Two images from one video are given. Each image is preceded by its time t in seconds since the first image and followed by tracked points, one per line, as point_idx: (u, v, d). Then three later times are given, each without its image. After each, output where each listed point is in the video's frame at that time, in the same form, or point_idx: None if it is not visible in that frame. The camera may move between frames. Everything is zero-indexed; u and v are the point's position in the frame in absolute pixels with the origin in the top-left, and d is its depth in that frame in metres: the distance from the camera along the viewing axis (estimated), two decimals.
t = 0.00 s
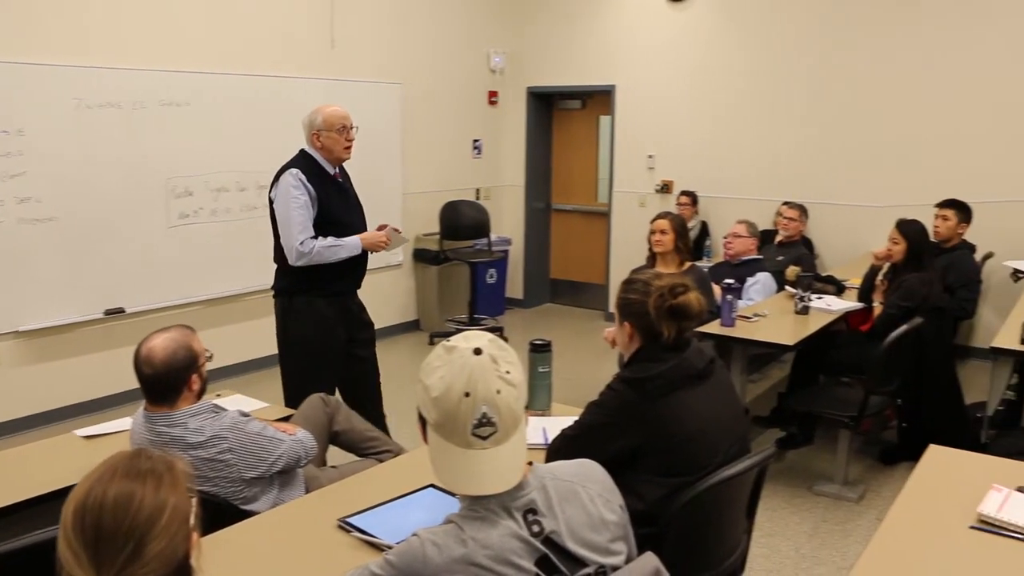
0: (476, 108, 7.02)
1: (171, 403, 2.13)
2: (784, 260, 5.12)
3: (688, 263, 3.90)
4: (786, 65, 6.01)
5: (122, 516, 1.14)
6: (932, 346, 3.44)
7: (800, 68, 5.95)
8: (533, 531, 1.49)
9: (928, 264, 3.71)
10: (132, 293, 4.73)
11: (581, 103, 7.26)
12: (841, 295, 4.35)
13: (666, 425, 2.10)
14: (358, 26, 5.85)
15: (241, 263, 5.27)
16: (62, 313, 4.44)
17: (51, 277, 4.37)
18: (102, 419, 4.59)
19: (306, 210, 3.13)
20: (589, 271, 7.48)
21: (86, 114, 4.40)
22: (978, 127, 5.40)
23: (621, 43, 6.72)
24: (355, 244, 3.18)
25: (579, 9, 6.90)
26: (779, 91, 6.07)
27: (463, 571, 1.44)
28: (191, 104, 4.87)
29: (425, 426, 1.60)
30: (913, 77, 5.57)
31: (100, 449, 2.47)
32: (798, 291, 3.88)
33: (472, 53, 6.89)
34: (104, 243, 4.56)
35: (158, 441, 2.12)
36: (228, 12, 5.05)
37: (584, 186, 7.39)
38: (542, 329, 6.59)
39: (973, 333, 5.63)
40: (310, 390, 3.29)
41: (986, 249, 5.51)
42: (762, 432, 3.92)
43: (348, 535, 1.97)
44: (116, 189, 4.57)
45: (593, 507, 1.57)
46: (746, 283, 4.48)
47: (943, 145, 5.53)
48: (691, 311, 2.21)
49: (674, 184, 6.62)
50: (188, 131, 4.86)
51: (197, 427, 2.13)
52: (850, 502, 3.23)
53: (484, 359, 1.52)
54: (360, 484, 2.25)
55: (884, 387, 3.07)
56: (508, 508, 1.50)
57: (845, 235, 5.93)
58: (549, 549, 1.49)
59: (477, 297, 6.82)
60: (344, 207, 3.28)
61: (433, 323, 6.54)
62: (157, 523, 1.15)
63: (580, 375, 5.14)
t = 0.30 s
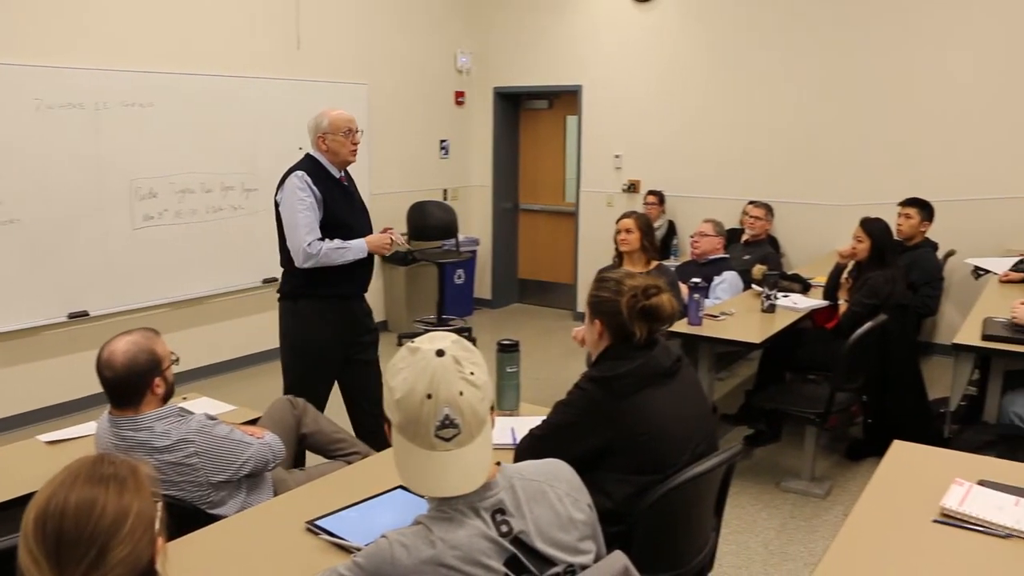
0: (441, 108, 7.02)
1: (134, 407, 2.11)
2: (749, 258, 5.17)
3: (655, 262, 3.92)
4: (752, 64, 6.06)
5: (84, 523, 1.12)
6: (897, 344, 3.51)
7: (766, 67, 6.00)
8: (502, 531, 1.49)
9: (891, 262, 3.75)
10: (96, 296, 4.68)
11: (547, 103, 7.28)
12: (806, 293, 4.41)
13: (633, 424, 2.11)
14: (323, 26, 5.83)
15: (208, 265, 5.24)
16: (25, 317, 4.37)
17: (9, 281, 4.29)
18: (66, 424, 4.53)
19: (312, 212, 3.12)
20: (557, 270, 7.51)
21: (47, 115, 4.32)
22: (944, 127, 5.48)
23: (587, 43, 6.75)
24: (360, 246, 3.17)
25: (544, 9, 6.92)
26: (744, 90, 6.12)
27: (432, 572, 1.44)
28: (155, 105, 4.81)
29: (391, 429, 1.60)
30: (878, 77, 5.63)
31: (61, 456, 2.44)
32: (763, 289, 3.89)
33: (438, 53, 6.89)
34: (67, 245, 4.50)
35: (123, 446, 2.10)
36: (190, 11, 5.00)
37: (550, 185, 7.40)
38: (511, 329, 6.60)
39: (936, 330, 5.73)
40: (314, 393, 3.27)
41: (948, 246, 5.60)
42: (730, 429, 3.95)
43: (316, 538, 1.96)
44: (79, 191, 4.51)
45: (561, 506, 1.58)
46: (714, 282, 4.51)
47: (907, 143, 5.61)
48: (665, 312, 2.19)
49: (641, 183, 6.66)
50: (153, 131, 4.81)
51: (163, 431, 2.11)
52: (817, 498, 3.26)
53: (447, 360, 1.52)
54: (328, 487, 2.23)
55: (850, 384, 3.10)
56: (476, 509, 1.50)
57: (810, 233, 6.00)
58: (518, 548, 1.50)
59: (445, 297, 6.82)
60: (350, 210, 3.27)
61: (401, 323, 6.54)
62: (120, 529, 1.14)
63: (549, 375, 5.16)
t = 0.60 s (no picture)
0: (411, 109, 7.00)
1: (100, 412, 2.09)
2: (718, 258, 5.22)
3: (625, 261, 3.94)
4: (720, 65, 6.10)
5: (48, 531, 1.10)
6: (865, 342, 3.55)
7: (733, 67, 6.05)
8: (473, 531, 1.49)
9: (858, 260, 3.80)
10: (63, 299, 4.61)
11: (517, 103, 7.29)
12: (775, 291, 4.46)
13: (604, 423, 2.11)
14: (290, 26, 5.79)
15: (177, 267, 5.19)
16: None
17: None
18: (32, 429, 4.47)
19: (322, 210, 3.13)
20: (529, 270, 7.52)
21: (10, 115, 4.25)
22: (911, 126, 5.55)
23: (555, 43, 6.77)
24: (369, 242, 3.16)
25: (514, 10, 6.93)
26: (712, 90, 6.16)
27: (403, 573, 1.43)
28: (121, 105, 4.76)
29: (359, 430, 1.58)
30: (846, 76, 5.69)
31: (25, 462, 2.41)
32: (732, 288, 3.93)
33: (406, 53, 6.88)
34: (32, 247, 4.43)
35: (90, 451, 2.07)
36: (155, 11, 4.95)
37: (521, 186, 7.42)
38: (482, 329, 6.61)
39: (902, 327, 5.80)
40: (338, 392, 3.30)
41: (913, 244, 5.68)
42: (701, 427, 3.98)
43: (287, 541, 1.95)
44: (43, 192, 4.44)
45: (532, 506, 1.59)
46: (683, 281, 4.54)
47: (875, 142, 5.68)
48: (635, 314, 2.20)
49: (610, 183, 6.68)
50: (120, 130, 4.76)
51: (131, 435, 2.08)
52: (787, 495, 3.29)
53: (415, 363, 1.50)
54: (299, 489, 2.22)
55: (819, 381, 3.13)
56: (447, 509, 1.50)
57: (776, 232, 6.08)
58: (489, 549, 1.50)
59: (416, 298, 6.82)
60: (363, 207, 3.27)
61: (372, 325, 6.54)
62: (86, 535, 1.12)
63: (519, 375, 5.18)
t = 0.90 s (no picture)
0: (377, 109, 6.98)
1: (61, 417, 2.06)
2: (685, 256, 5.25)
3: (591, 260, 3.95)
4: (685, 65, 6.14)
5: (5, 539, 1.08)
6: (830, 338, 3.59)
7: (698, 67, 6.09)
8: (441, 532, 1.49)
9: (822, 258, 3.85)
10: (23, 303, 4.54)
11: (483, 103, 7.29)
12: (741, 288, 4.50)
13: (572, 422, 2.12)
14: (253, 26, 5.74)
15: (141, 269, 5.13)
16: None
17: None
18: None
19: (315, 211, 3.11)
20: (496, 270, 7.52)
21: None
22: (876, 125, 5.61)
23: (520, 44, 6.78)
24: (360, 244, 3.13)
25: (480, 10, 6.93)
26: (677, 90, 6.20)
27: None
28: (82, 106, 4.69)
29: (324, 433, 1.57)
30: (812, 75, 5.74)
31: None
32: (698, 286, 3.96)
33: (372, 54, 6.85)
34: None
35: (52, 457, 2.05)
36: (115, 10, 4.88)
37: (487, 185, 7.42)
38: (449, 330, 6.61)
39: (867, 323, 5.88)
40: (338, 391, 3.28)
41: (876, 241, 5.76)
42: (668, 425, 4.01)
43: (253, 545, 1.94)
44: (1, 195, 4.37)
45: (500, 506, 1.59)
46: (650, 280, 4.57)
47: (840, 140, 5.73)
48: (600, 314, 2.22)
49: (577, 182, 6.70)
50: (81, 131, 4.69)
51: (94, 441, 2.06)
52: (754, 491, 3.33)
53: (379, 364, 1.50)
54: (265, 493, 2.21)
55: (784, 377, 3.16)
56: (414, 510, 1.50)
57: (742, 231, 6.13)
58: (457, 549, 1.50)
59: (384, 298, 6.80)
60: (357, 209, 3.26)
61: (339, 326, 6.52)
62: (44, 543, 1.10)
63: (487, 375, 5.18)
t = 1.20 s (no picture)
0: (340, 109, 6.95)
1: (19, 424, 2.03)
2: (650, 256, 5.28)
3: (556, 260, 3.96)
4: (648, 65, 6.17)
5: None
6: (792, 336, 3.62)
7: (661, 67, 6.13)
8: (407, 533, 1.49)
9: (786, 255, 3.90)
10: None
11: (448, 103, 7.28)
12: (706, 287, 4.54)
13: (538, 421, 2.13)
14: (213, 25, 5.68)
15: (102, 273, 5.07)
16: None
17: None
18: None
19: (305, 219, 3.09)
20: (461, 270, 7.52)
21: None
22: (841, 124, 5.67)
23: (484, 44, 6.78)
24: (349, 250, 3.09)
25: (444, 11, 6.93)
26: (640, 90, 6.23)
27: None
28: (40, 106, 4.62)
29: (288, 434, 1.56)
30: (776, 74, 5.79)
31: None
32: (664, 284, 3.98)
33: (335, 54, 6.83)
34: None
35: (10, 465, 2.01)
36: (73, 10, 4.81)
37: (451, 185, 7.42)
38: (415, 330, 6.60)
39: (829, 320, 5.96)
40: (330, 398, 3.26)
41: (837, 239, 5.84)
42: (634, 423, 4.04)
43: (219, 550, 1.92)
44: None
45: (466, 507, 1.59)
46: (615, 279, 4.59)
47: (804, 139, 5.79)
48: (563, 314, 2.23)
49: (542, 182, 6.71)
50: (39, 132, 4.62)
51: (54, 447, 2.03)
52: (720, 488, 3.36)
53: (342, 364, 1.49)
54: (229, 497, 2.19)
55: (748, 374, 3.19)
56: (379, 512, 1.50)
57: (706, 230, 6.18)
58: (423, 550, 1.50)
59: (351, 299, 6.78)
60: (349, 216, 3.23)
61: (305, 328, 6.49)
62: None
63: (452, 375, 5.19)
